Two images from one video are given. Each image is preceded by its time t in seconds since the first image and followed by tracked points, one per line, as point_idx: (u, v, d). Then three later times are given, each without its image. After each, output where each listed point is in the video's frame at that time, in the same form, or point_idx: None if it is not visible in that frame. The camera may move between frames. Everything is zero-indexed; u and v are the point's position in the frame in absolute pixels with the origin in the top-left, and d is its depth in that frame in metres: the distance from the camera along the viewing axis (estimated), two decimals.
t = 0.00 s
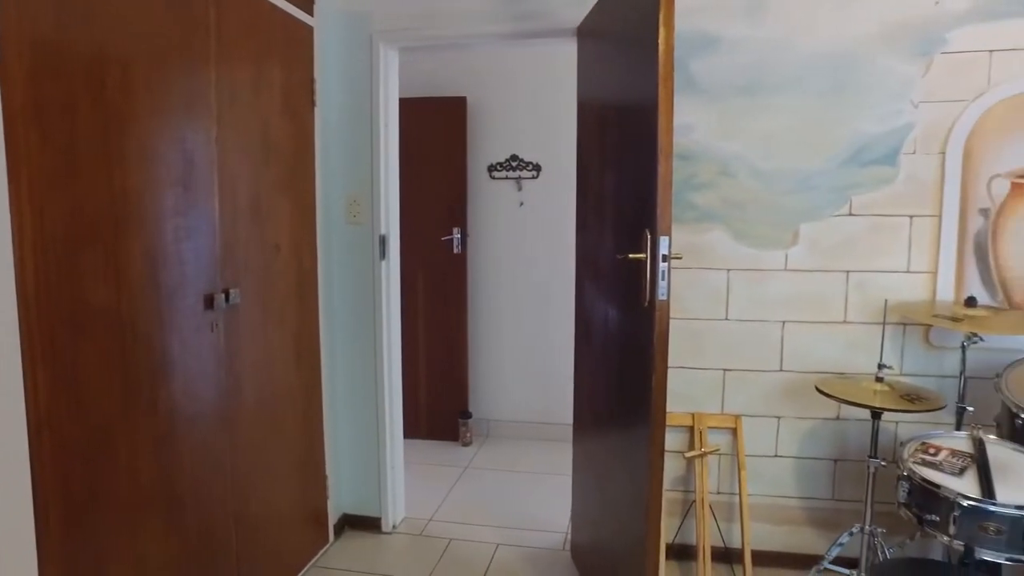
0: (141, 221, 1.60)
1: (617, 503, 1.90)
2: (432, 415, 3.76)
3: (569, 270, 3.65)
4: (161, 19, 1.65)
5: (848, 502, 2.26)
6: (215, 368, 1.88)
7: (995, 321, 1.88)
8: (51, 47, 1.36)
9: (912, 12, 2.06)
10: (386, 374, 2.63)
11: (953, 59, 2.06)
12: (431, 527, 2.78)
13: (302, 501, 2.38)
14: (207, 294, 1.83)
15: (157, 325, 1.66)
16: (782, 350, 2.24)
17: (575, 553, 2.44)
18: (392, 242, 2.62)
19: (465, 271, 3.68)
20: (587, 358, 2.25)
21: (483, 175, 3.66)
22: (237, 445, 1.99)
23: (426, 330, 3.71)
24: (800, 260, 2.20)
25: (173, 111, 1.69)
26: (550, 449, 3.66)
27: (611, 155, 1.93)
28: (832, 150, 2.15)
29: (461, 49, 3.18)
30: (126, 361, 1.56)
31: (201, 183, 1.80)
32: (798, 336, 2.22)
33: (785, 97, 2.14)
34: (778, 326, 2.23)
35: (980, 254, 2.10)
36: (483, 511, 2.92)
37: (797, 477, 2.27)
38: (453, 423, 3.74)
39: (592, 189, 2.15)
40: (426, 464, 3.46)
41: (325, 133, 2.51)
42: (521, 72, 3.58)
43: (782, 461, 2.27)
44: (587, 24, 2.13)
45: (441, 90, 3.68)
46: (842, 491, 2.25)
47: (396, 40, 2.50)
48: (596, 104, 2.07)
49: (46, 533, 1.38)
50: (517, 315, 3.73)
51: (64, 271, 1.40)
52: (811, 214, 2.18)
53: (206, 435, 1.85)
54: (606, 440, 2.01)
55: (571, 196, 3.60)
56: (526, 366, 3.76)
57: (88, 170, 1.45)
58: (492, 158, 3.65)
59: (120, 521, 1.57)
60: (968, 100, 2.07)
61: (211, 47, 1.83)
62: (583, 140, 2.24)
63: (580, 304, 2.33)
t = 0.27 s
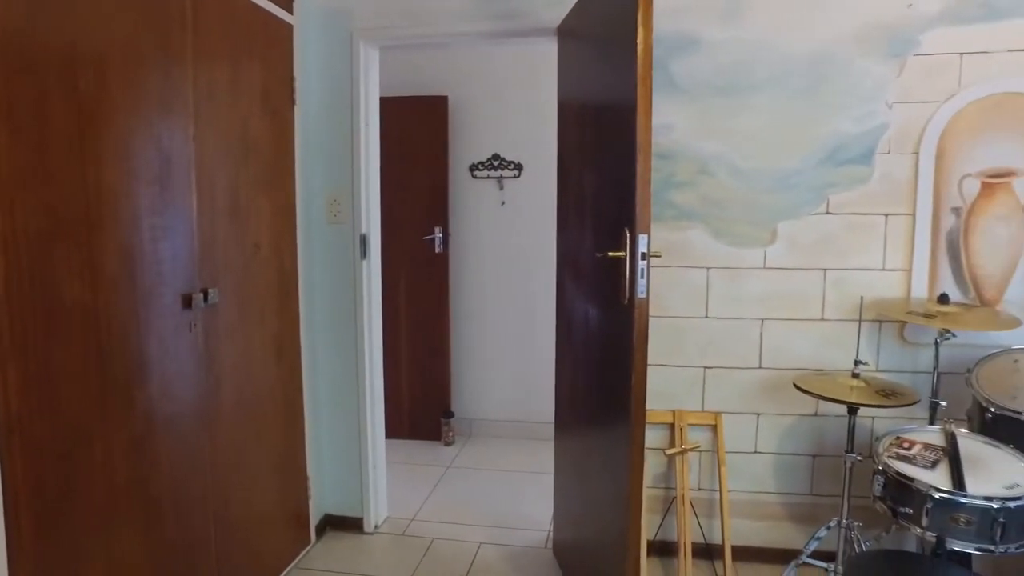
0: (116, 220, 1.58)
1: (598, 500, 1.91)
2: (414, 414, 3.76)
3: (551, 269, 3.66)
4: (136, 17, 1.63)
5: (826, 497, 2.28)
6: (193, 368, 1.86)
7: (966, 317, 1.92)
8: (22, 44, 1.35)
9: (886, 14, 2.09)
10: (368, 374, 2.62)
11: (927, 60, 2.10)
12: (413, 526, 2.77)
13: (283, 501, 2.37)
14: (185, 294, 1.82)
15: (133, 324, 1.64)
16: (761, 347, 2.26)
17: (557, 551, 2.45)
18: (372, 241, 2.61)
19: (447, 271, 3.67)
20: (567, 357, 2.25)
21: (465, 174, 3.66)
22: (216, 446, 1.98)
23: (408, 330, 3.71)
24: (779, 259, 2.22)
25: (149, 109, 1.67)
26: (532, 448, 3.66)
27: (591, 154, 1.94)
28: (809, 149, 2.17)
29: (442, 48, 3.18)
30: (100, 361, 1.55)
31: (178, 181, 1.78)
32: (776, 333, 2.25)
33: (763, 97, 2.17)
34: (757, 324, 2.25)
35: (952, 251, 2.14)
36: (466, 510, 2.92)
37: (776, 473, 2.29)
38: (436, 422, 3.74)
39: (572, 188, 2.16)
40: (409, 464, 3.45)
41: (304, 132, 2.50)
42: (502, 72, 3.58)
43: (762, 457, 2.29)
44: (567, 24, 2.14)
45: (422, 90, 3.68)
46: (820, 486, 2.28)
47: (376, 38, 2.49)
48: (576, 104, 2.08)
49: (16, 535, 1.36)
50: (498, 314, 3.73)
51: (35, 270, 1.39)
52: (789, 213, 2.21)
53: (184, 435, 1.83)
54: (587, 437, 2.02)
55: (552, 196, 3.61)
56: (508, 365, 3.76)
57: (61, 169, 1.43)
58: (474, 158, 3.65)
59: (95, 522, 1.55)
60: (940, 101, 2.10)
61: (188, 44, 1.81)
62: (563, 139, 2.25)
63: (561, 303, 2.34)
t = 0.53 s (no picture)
0: (90, 218, 1.56)
1: (579, 497, 1.92)
2: (396, 414, 3.74)
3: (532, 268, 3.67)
4: (111, 13, 1.62)
5: (804, 492, 2.31)
6: (170, 367, 1.84)
7: (939, 313, 1.95)
8: None
9: (861, 14, 2.12)
10: (348, 373, 2.61)
11: (900, 61, 2.13)
12: (395, 526, 2.76)
13: (262, 502, 2.35)
14: (162, 293, 1.80)
15: (108, 324, 1.62)
16: (740, 344, 2.28)
17: (539, 548, 2.45)
18: (353, 239, 2.60)
19: (428, 270, 3.67)
20: (548, 355, 2.26)
21: (446, 173, 3.65)
22: (194, 446, 1.96)
23: (390, 329, 3.69)
24: (757, 257, 2.25)
25: (124, 106, 1.65)
26: (514, 447, 3.67)
27: (571, 152, 1.94)
28: (786, 148, 2.20)
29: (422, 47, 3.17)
30: (74, 361, 1.53)
31: (154, 179, 1.77)
32: (755, 330, 2.27)
33: (741, 96, 2.19)
34: (736, 321, 2.28)
35: (926, 249, 2.18)
36: (448, 509, 2.92)
37: (755, 468, 2.32)
38: (417, 421, 3.73)
39: (552, 187, 2.16)
40: (390, 464, 3.44)
41: (283, 130, 2.48)
42: (483, 70, 3.58)
43: (741, 453, 2.32)
44: (547, 23, 2.15)
45: (402, 88, 3.66)
46: (798, 481, 2.31)
47: (356, 36, 2.48)
48: (556, 103, 2.08)
49: None
50: (480, 313, 3.73)
51: (6, 269, 1.36)
52: (766, 212, 2.23)
53: (161, 436, 1.81)
54: (568, 435, 2.02)
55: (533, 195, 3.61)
56: (490, 364, 3.76)
57: (33, 167, 1.41)
58: (455, 156, 3.64)
59: (69, 524, 1.53)
60: (913, 101, 2.14)
61: (164, 40, 1.79)
62: (543, 138, 2.26)
63: (541, 301, 2.34)
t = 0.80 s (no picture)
0: (60, 215, 1.54)
1: (558, 494, 1.93)
2: (375, 413, 3.73)
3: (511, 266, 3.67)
4: (79, 7, 1.59)
5: (780, 486, 2.34)
6: (144, 367, 1.82)
7: (910, 309, 1.99)
8: None
9: (833, 15, 2.16)
10: (327, 372, 2.59)
11: (873, 61, 2.17)
12: (374, 525, 2.75)
13: (240, 502, 2.33)
14: (135, 291, 1.78)
15: (80, 322, 1.60)
16: (717, 341, 2.31)
17: (519, 545, 2.46)
18: (331, 238, 2.58)
19: (407, 268, 3.65)
20: (527, 353, 2.27)
21: (425, 171, 3.64)
22: (170, 446, 1.94)
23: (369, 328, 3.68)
24: (733, 254, 2.27)
25: (94, 102, 1.63)
26: (494, 445, 3.67)
27: (548, 150, 1.95)
28: (762, 147, 2.22)
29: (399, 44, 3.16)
30: (44, 360, 1.50)
31: (127, 176, 1.74)
32: (731, 327, 2.30)
33: (717, 95, 2.21)
34: (713, 318, 2.30)
35: (897, 246, 2.22)
36: (428, 508, 2.91)
37: (732, 464, 2.34)
38: (397, 420, 3.71)
39: (530, 185, 2.17)
40: (370, 463, 3.42)
41: (260, 127, 2.46)
42: (462, 68, 3.57)
43: (718, 449, 2.34)
44: (524, 21, 2.15)
45: (380, 86, 3.65)
46: (774, 475, 2.34)
47: (333, 33, 2.46)
48: (534, 100, 2.09)
49: None
50: (460, 311, 3.73)
51: None
52: (742, 210, 2.25)
53: (136, 436, 1.79)
54: (546, 432, 2.03)
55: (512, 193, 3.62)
56: (470, 362, 3.76)
57: None
58: (434, 155, 3.63)
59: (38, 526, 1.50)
60: (884, 101, 2.18)
61: (136, 36, 1.77)
62: (521, 136, 2.26)
63: (520, 299, 2.35)
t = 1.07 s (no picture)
0: (30, 212, 1.51)
1: (538, 491, 1.93)
2: (355, 412, 3.71)
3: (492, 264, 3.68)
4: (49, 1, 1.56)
5: (757, 480, 2.37)
6: (118, 366, 1.80)
7: (883, 305, 2.02)
8: None
9: (808, 15, 2.18)
10: (306, 371, 2.58)
11: (846, 61, 2.20)
12: (355, 524, 2.74)
13: (218, 503, 2.30)
14: (109, 290, 1.75)
15: (51, 321, 1.57)
16: (695, 337, 2.33)
17: (500, 543, 2.46)
18: (309, 235, 2.56)
19: (387, 266, 3.64)
20: (506, 351, 2.27)
21: (404, 169, 3.63)
22: (145, 446, 1.91)
23: (348, 327, 3.66)
24: (711, 252, 2.29)
25: (65, 97, 1.61)
26: (475, 443, 3.67)
27: (526, 148, 1.95)
28: (738, 145, 2.25)
29: (378, 41, 3.15)
30: (14, 359, 1.48)
31: (99, 173, 1.72)
32: (709, 324, 2.32)
33: (694, 94, 2.23)
34: (691, 315, 2.32)
35: (871, 243, 2.25)
36: (409, 507, 2.91)
37: (710, 459, 2.37)
38: (377, 419, 3.70)
39: (509, 183, 2.17)
40: (350, 462, 3.40)
41: (237, 124, 2.43)
42: (441, 67, 3.57)
43: (697, 444, 2.36)
44: (502, 19, 2.15)
45: (359, 83, 3.62)
46: (752, 470, 2.37)
47: (311, 30, 2.44)
48: (511, 99, 2.09)
49: None
50: (440, 309, 3.72)
51: None
52: (720, 207, 2.28)
53: (110, 436, 1.77)
54: (526, 429, 2.04)
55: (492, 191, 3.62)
56: (450, 360, 3.75)
57: None
58: (414, 153, 3.62)
59: (9, 528, 1.48)
60: (857, 100, 2.21)
61: (108, 31, 1.75)
62: (499, 134, 2.26)
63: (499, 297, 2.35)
